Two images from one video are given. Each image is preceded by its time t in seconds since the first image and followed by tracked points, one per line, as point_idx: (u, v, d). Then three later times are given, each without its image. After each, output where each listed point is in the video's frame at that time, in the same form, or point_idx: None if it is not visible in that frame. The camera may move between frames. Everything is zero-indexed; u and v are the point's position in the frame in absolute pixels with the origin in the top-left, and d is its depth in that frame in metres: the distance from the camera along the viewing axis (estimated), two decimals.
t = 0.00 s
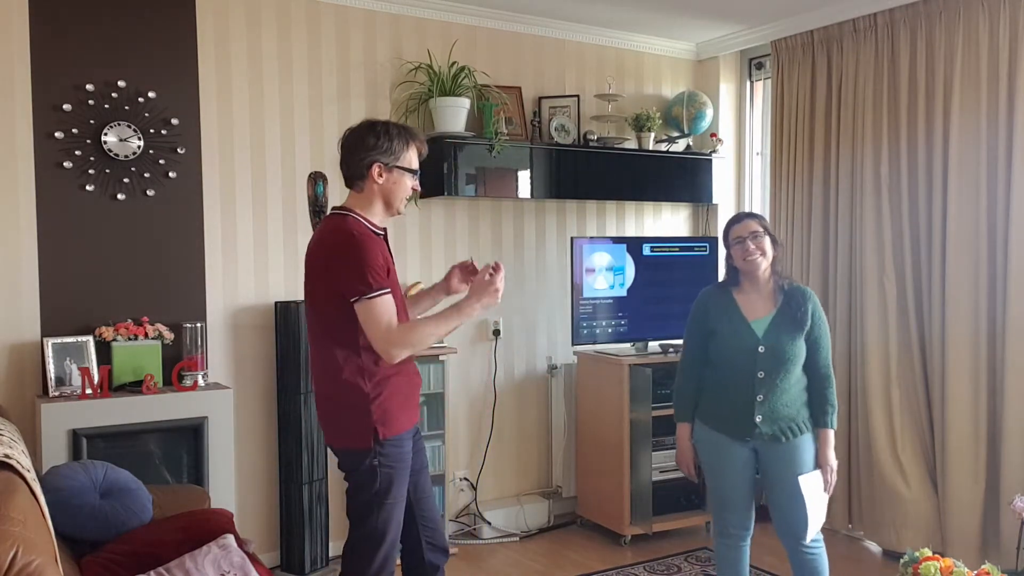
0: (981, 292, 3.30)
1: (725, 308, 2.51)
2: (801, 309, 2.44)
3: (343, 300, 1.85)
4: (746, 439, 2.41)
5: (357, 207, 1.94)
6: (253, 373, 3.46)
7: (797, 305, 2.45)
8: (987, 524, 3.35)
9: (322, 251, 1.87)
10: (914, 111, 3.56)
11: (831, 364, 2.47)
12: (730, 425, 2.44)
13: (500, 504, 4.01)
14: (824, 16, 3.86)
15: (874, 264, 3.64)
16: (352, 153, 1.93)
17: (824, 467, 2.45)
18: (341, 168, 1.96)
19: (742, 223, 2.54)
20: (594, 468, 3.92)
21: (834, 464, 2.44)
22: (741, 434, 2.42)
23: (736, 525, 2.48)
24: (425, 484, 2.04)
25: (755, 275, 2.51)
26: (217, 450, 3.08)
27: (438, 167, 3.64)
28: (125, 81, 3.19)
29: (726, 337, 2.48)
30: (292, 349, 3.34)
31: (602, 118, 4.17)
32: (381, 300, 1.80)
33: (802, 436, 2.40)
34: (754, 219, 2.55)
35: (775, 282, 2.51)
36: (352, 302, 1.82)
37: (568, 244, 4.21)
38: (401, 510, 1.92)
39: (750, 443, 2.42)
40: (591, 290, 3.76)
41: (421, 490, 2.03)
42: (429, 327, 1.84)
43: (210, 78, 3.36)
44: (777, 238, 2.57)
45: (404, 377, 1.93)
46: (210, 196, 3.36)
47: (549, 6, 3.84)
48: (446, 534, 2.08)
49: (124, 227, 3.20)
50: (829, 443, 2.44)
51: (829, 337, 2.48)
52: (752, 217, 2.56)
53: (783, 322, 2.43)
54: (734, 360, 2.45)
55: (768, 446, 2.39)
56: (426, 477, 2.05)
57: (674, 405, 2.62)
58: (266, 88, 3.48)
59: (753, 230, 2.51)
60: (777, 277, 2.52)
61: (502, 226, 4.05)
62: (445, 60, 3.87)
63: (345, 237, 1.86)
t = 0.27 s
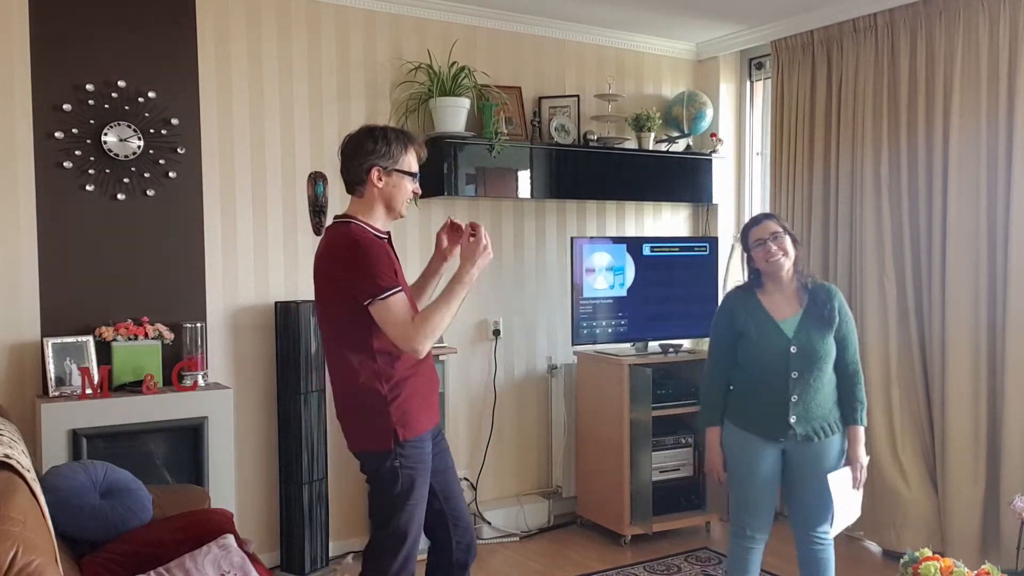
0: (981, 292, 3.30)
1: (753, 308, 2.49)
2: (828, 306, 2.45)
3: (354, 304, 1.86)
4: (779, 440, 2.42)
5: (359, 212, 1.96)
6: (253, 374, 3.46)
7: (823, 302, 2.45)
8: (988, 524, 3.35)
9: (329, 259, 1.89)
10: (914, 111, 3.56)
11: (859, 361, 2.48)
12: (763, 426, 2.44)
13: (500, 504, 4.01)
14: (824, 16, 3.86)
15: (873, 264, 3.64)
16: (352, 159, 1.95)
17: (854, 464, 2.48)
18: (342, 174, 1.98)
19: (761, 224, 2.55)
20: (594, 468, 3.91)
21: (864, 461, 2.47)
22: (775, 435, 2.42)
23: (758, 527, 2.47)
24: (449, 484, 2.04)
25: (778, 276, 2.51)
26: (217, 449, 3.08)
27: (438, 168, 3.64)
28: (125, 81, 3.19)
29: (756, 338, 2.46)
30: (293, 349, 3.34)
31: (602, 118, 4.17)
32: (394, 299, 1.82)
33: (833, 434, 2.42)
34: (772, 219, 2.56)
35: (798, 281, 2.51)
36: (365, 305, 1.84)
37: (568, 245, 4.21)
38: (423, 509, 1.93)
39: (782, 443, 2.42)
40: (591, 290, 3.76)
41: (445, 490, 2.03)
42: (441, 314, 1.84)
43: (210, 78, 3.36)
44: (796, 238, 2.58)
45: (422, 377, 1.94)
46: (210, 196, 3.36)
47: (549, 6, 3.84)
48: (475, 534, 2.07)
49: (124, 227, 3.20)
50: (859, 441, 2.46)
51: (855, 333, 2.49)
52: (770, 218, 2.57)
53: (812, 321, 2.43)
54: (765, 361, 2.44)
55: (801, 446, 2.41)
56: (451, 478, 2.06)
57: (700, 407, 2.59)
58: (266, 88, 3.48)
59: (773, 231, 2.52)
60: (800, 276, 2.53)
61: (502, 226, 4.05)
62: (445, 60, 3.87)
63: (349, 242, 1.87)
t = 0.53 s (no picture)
0: (984, 292, 3.29)
1: (782, 309, 2.48)
2: (857, 306, 2.44)
3: (370, 307, 1.86)
4: (812, 442, 2.39)
5: (368, 216, 1.94)
6: (252, 374, 3.44)
7: (852, 303, 2.45)
8: (991, 525, 3.34)
9: (342, 264, 1.90)
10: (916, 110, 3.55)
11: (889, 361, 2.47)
12: (796, 429, 2.41)
13: (500, 505, 3.99)
14: (825, 14, 3.85)
15: (875, 263, 3.63)
16: (356, 164, 1.94)
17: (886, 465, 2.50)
18: (349, 181, 1.98)
19: (790, 222, 2.54)
20: (594, 469, 3.89)
21: (898, 461, 2.49)
22: (808, 437, 2.39)
23: (784, 531, 2.45)
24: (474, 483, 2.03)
25: (805, 275, 2.50)
26: (215, 450, 3.06)
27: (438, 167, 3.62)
28: (123, 79, 3.16)
29: (786, 339, 2.44)
30: (292, 350, 3.31)
31: (602, 117, 4.15)
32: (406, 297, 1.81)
33: (865, 435, 2.42)
34: (800, 218, 2.54)
35: (826, 281, 2.51)
36: (377, 306, 1.84)
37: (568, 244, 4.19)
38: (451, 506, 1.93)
39: (814, 444, 2.40)
40: (592, 290, 3.74)
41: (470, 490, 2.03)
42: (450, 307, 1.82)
43: (209, 76, 3.33)
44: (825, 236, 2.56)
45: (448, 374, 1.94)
46: (208, 196, 3.34)
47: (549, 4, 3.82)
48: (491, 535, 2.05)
49: (121, 227, 3.18)
50: (891, 440, 2.47)
51: (883, 333, 2.49)
52: (798, 216, 2.56)
53: (841, 321, 2.42)
54: (795, 362, 2.42)
55: (834, 447, 2.39)
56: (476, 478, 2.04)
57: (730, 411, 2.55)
58: (265, 87, 3.45)
59: (802, 229, 2.51)
60: (828, 276, 2.52)
61: (502, 225, 4.03)
62: (445, 59, 3.85)
63: (358, 246, 1.87)
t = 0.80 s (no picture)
0: (982, 292, 3.30)
1: (784, 316, 2.51)
2: (860, 314, 2.44)
3: (386, 291, 1.92)
4: (813, 445, 2.42)
5: (395, 205, 2.01)
6: (253, 374, 3.45)
7: (854, 311, 2.44)
8: (988, 525, 3.35)
9: (364, 249, 1.96)
10: (914, 111, 3.56)
11: (897, 367, 2.46)
12: (797, 432, 2.44)
13: (500, 505, 4.00)
14: (824, 15, 3.85)
15: (874, 263, 3.64)
16: (382, 156, 2.01)
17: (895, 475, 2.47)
18: (375, 172, 2.05)
19: (799, 226, 2.54)
20: (594, 469, 3.90)
21: (905, 471, 2.46)
22: (809, 440, 2.42)
23: (795, 538, 2.44)
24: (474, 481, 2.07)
25: (810, 281, 2.51)
26: (216, 450, 3.07)
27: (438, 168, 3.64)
28: (125, 80, 3.17)
29: (786, 345, 2.48)
30: (292, 350, 3.32)
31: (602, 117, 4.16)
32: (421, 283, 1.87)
33: (869, 439, 2.41)
34: (810, 223, 2.54)
35: (831, 285, 2.51)
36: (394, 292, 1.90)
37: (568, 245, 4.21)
38: (452, 499, 1.98)
39: (816, 448, 2.42)
40: (591, 290, 3.75)
41: (471, 486, 2.07)
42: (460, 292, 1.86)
43: (210, 77, 3.35)
44: (835, 241, 2.55)
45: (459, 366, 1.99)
46: (209, 196, 3.36)
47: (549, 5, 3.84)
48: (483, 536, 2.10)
49: (123, 227, 3.19)
50: (900, 448, 2.44)
51: (891, 338, 2.47)
52: (808, 221, 2.55)
53: (842, 328, 2.43)
54: (795, 368, 2.46)
55: (835, 451, 2.40)
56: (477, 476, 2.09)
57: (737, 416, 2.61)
58: (266, 88, 3.47)
59: (810, 234, 2.50)
60: (834, 280, 2.52)
61: (502, 226, 4.04)
62: (445, 60, 3.87)
63: (380, 232, 1.94)
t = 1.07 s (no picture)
0: (982, 292, 3.30)
1: (776, 310, 2.54)
2: (850, 311, 2.43)
3: (400, 279, 1.95)
4: (795, 441, 2.46)
5: (421, 198, 2.04)
6: (253, 374, 3.45)
7: (845, 307, 2.44)
8: (988, 525, 3.35)
9: (384, 237, 1.99)
10: (914, 111, 3.56)
11: (890, 363, 2.43)
12: (781, 427, 2.48)
13: (500, 505, 4.00)
14: (824, 15, 3.86)
15: (874, 263, 3.64)
16: (415, 149, 2.03)
17: (879, 471, 2.42)
18: (406, 163, 2.07)
19: (799, 219, 2.53)
20: (593, 469, 3.90)
21: (890, 469, 2.42)
22: (791, 435, 2.46)
23: (780, 530, 2.48)
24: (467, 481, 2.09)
25: (802, 274, 2.52)
26: (216, 450, 3.07)
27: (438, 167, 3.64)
28: (125, 80, 3.18)
29: (776, 340, 2.51)
30: (293, 350, 3.33)
31: (602, 117, 4.16)
32: (436, 275, 1.88)
33: (851, 437, 2.43)
34: (807, 216, 2.53)
35: (824, 277, 2.52)
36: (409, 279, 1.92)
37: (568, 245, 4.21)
38: (443, 497, 1.99)
39: (800, 443, 2.46)
40: (592, 290, 3.76)
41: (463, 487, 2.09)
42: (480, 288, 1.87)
43: (210, 78, 3.35)
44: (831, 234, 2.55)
45: (454, 365, 2.01)
46: (209, 196, 3.36)
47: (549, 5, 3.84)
48: (475, 536, 2.12)
49: (123, 227, 3.19)
50: (887, 446, 2.41)
51: (886, 337, 2.45)
52: (805, 214, 2.55)
53: (831, 325, 2.44)
54: (783, 362, 2.49)
55: (817, 446, 2.44)
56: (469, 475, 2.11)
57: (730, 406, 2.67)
58: (266, 88, 3.47)
59: (806, 228, 2.50)
60: (828, 273, 2.52)
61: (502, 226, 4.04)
62: (445, 60, 3.87)
63: (400, 220, 1.97)
